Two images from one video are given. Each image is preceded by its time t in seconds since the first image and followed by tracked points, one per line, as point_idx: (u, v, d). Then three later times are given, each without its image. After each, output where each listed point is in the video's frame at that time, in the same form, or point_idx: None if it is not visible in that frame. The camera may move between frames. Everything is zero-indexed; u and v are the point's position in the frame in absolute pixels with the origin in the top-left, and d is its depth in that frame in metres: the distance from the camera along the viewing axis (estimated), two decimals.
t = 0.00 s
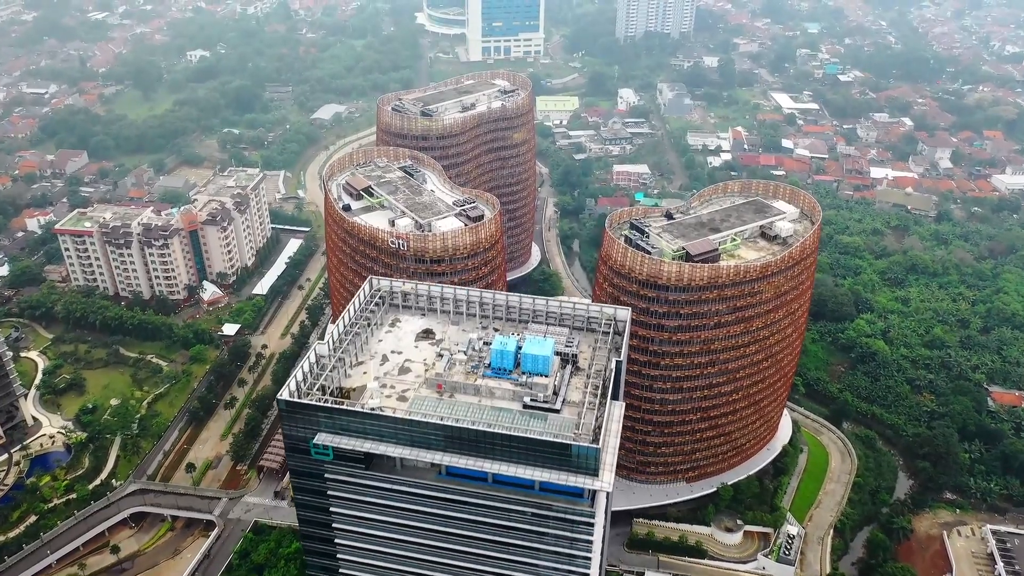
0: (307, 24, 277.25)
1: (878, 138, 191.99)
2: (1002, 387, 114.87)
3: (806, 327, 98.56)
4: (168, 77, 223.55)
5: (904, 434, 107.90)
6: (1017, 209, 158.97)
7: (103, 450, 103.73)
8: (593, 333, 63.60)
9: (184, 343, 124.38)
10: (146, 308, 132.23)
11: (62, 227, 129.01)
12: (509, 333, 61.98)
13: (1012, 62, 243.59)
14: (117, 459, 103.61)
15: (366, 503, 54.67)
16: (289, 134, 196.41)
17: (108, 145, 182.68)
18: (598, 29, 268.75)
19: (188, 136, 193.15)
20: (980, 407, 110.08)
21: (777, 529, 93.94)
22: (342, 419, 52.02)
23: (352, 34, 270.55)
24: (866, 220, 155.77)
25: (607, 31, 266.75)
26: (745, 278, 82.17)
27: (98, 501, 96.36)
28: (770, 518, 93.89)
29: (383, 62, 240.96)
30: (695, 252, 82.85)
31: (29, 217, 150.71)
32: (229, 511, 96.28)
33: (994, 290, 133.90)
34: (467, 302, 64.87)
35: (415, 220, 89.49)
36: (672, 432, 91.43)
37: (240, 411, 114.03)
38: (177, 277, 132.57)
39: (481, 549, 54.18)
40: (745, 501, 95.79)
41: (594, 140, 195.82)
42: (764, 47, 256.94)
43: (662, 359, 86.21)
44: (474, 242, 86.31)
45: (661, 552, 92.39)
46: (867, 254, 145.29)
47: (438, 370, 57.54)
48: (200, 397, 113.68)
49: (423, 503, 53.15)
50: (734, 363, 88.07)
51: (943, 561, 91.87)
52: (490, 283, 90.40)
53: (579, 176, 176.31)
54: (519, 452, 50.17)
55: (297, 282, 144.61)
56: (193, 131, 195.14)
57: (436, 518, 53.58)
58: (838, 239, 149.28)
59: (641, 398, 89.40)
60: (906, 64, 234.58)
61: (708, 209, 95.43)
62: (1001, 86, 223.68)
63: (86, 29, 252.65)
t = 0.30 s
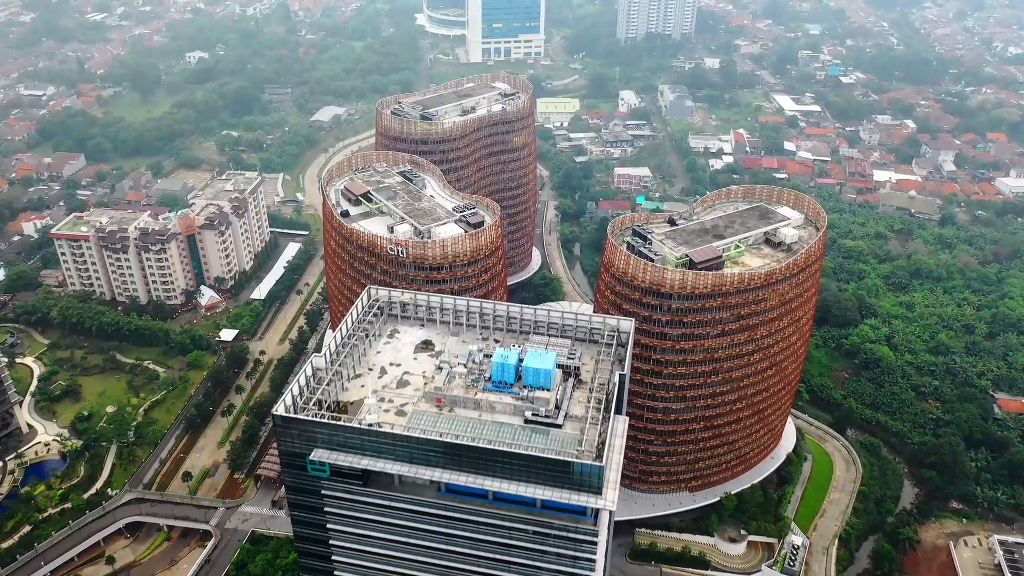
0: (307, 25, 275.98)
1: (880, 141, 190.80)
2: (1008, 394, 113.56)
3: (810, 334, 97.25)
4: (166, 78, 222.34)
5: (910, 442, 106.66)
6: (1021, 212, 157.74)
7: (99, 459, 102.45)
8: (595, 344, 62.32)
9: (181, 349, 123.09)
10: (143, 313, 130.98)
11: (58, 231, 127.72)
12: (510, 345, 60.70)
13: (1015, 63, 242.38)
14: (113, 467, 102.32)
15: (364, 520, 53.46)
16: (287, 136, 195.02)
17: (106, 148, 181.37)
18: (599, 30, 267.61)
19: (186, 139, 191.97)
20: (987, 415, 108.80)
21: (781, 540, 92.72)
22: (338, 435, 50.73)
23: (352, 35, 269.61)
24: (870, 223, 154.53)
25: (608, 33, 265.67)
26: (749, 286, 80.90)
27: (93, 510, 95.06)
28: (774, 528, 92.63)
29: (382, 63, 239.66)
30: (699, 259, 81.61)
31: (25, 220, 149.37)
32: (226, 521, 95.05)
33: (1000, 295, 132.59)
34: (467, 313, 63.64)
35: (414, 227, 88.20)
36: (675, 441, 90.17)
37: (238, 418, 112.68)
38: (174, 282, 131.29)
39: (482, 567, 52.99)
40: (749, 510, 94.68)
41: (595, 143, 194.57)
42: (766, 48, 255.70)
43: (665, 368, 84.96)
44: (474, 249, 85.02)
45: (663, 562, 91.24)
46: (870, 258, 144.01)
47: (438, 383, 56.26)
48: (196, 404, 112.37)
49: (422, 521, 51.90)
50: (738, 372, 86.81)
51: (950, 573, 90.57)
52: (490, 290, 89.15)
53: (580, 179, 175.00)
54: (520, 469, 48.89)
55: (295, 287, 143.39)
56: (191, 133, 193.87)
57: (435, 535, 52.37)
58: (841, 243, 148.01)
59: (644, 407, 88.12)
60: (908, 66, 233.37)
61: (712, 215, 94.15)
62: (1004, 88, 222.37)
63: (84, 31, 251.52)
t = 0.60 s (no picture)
0: (306, 27, 274.72)
1: (883, 143, 189.55)
2: (1014, 402, 112.29)
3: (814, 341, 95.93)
4: (164, 80, 221.17)
5: (915, 451, 105.46)
6: None
7: (94, 467, 101.15)
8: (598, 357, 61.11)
9: (178, 355, 121.75)
10: (140, 319, 129.75)
11: (54, 236, 126.37)
12: (511, 357, 59.46)
13: (1018, 65, 241.14)
14: (109, 476, 100.98)
15: (361, 538, 52.16)
16: (286, 138, 193.66)
17: (103, 150, 179.95)
18: (599, 31, 266.47)
19: (184, 142, 190.69)
20: (993, 422, 107.53)
21: (785, 550, 91.50)
22: (335, 451, 49.45)
23: (351, 36, 268.51)
24: (873, 227, 153.24)
25: (608, 34, 264.48)
26: (754, 294, 79.59)
27: (89, 521, 93.82)
28: (779, 539, 91.41)
29: (382, 64, 238.36)
30: (703, 267, 80.33)
31: (21, 224, 147.96)
32: (222, 531, 93.80)
33: (1005, 300, 131.28)
34: (467, 324, 62.36)
35: (413, 233, 86.94)
36: (678, 451, 88.89)
37: (235, 426, 111.35)
38: (171, 287, 129.93)
39: None
40: (752, 520, 93.03)
41: (596, 145, 193.30)
42: (768, 50, 254.44)
43: (669, 377, 83.73)
44: (474, 256, 83.70)
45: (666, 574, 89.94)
46: (874, 262, 142.74)
47: (437, 397, 54.95)
48: (193, 411, 111.07)
49: (420, 540, 50.62)
50: (742, 381, 85.53)
51: None
52: (491, 298, 87.85)
53: (581, 183, 173.54)
54: (521, 488, 47.59)
55: (294, 291, 142.11)
56: (189, 135, 192.54)
57: (434, 554, 51.10)
58: (844, 247, 146.68)
59: (647, 416, 86.86)
60: (911, 68, 232.26)
61: (715, 221, 92.86)
62: (1007, 90, 220.95)
63: (82, 32, 250.44)
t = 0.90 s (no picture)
0: (305, 28, 273.41)
1: (886, 146, 188.31)
2: (1020, 409, 110.98)
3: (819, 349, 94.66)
4: (163, 82, 219.88)
5: (921, 459, 104.15)
6: None
7: (90, 476, 99.88)
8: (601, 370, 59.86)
9: (175, 362, 120.50)
10: (136, 324, 128.43)
11: (50, 240, 125.10)
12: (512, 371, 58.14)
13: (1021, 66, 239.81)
14: (104, 485, 99.73)
15: (358, 557, 50.88)
16: (285, 141, 192.32)
17: (101, 153, 178.66)
18: (600, 33, 265.23)
19: (183, 144, 189.41)
20: (999, 430, 106.22)
21: (789, 561, 90.26)
22: (332, 470, 48.16)
23: (351, 37, 267.27)
24: (877, 231, 151.92)
25: (609, 36, 263.38)
26: (759, 303, 78.32)
27: (83, 531, 92.78)
28: (783, 549, 90.15)
29: (382, 66, 237.04)
30: (707, 275, 79.00)
31: (17, 228, 146.66)
32: (219, 541, 92.45)
33: (1011, 305, 129.98)
34: (467, 335, 61.11)
35: (413, 240, 85.62)
36: (681, 461, 87.59)
37: (232, 433, 109.97)
38: (168, 292, 128.66)
39: None
40: (757, 531, 92.16)
41: (597, 148, 192.03)
42: (769, 51, 253.04)
43: (672, 387, 82.46)
44: (475, 263, 82.38)
45: None
46: (878, 267, 141.43)
47: (437, 413, 53.68)
48: (190, 419, 109.75)
49: (420, 560, 49.33)
50: (746, 390, 84.27)
51: None
52: (491, 306, 86.53)
53: (582, 185, 172.09)
54: (523, 509, 46.32)
55: (292, 296, 140.84)
56: (187, 138, 191.26)
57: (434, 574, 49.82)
58: (848, 252, 145.35)
59: (649, 426, 85.56)
60: (913, 70, 231.01)
61: (719, 227, 91.57)
62: (1011, 91, 219.50)
63: (80, 33, 249.16)
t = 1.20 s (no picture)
0: (305, 29, 272.06)
1: (889, 149, 187.05)
2: None
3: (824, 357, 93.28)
4: (161, 84, 218.59)
5: (927, 468, 102.83)
6: None
7: (84, 485, 98.56)
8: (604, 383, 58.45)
9: (172, 368, 119.21)
10: (133, 330, 127.15)
11: (46, 245, 123.79)
12: (514, 385, 56.86)
13: None
14: (99, 495, 98.43)
15: None
16: (284, 144, 190.96)
17: (98, 156, 177.32)
18: (601, 34, 264.03)
19: (181, 147, 188.12)
20: (1006, 438, 104.86)
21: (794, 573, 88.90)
22: (328, 489, 46.78)
23: (350, 39, 266.06)
24: (881, 235, 150.61)
25: (610, 37, 262.10)
26: (764, 312, 76.97)
27: (78, 542, 91.37)
28: (788, 561, 88.78)
29: (381, 68, 235.63)
30: (711, 283, 77.68)
31: (13, 232, 145.26)
32: (215, 552, 91.04)
33: (1017, 311, 128.58)
34: (467, 348, 59.73)
35: (412, 247, 84.27)
36: (684, 472, 86.28)
37: (230, 441, 108.59)
38: (165, 297, 127.40)
39: None
40: (761, 542, 90.93)
41: (598, 151, 190.77)
42: (771, 53, 251.67)
43: (675, 397, 81.14)
44: (475, 271, 81.01)
45: None
46: (882, 272, 140.06)
47: (436, 429, 52.30)
48: (187, 427, 108.41)
49: None
50: (750, 400, 82.93)
51: None
52: (492, 314, 85.22)
53: (583, 189, 170.64)
54: (525, 530, 44.91)
55: (291, 301, 139.52)
56: (185, 141, 190.01)
57: None
58: (851, 256, 143.98)
59: (652, 436, 84.22)
60: (916, 71, 229.80)
61: (723, 234, 90.13)
62: (1014, 93, 218.08)
63: (78, 35, 247.88)
